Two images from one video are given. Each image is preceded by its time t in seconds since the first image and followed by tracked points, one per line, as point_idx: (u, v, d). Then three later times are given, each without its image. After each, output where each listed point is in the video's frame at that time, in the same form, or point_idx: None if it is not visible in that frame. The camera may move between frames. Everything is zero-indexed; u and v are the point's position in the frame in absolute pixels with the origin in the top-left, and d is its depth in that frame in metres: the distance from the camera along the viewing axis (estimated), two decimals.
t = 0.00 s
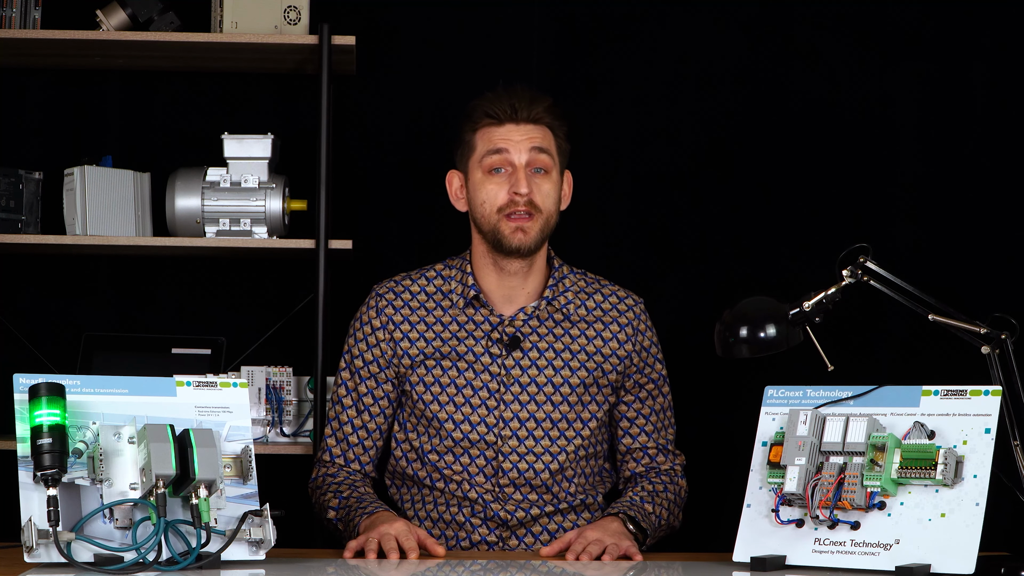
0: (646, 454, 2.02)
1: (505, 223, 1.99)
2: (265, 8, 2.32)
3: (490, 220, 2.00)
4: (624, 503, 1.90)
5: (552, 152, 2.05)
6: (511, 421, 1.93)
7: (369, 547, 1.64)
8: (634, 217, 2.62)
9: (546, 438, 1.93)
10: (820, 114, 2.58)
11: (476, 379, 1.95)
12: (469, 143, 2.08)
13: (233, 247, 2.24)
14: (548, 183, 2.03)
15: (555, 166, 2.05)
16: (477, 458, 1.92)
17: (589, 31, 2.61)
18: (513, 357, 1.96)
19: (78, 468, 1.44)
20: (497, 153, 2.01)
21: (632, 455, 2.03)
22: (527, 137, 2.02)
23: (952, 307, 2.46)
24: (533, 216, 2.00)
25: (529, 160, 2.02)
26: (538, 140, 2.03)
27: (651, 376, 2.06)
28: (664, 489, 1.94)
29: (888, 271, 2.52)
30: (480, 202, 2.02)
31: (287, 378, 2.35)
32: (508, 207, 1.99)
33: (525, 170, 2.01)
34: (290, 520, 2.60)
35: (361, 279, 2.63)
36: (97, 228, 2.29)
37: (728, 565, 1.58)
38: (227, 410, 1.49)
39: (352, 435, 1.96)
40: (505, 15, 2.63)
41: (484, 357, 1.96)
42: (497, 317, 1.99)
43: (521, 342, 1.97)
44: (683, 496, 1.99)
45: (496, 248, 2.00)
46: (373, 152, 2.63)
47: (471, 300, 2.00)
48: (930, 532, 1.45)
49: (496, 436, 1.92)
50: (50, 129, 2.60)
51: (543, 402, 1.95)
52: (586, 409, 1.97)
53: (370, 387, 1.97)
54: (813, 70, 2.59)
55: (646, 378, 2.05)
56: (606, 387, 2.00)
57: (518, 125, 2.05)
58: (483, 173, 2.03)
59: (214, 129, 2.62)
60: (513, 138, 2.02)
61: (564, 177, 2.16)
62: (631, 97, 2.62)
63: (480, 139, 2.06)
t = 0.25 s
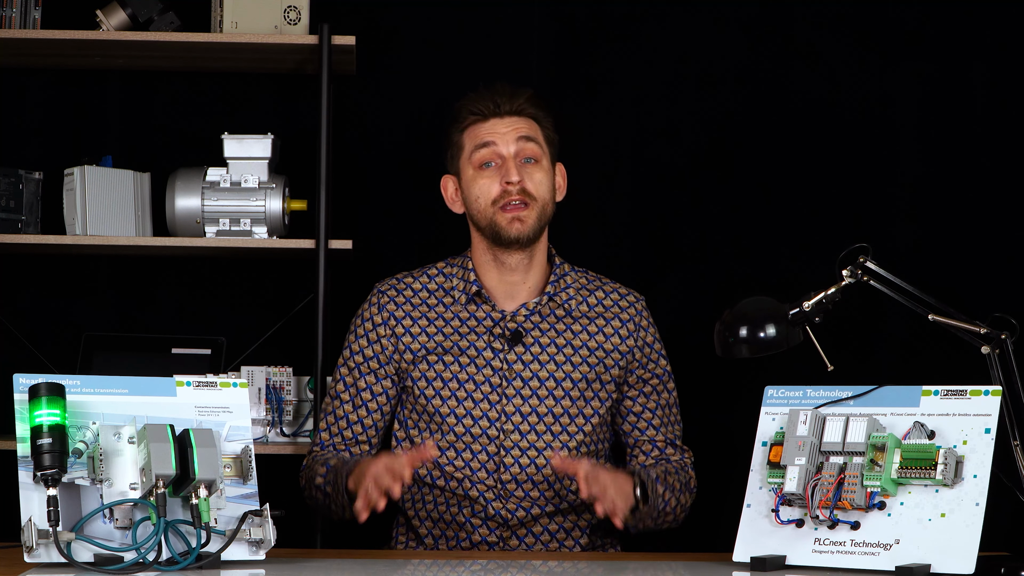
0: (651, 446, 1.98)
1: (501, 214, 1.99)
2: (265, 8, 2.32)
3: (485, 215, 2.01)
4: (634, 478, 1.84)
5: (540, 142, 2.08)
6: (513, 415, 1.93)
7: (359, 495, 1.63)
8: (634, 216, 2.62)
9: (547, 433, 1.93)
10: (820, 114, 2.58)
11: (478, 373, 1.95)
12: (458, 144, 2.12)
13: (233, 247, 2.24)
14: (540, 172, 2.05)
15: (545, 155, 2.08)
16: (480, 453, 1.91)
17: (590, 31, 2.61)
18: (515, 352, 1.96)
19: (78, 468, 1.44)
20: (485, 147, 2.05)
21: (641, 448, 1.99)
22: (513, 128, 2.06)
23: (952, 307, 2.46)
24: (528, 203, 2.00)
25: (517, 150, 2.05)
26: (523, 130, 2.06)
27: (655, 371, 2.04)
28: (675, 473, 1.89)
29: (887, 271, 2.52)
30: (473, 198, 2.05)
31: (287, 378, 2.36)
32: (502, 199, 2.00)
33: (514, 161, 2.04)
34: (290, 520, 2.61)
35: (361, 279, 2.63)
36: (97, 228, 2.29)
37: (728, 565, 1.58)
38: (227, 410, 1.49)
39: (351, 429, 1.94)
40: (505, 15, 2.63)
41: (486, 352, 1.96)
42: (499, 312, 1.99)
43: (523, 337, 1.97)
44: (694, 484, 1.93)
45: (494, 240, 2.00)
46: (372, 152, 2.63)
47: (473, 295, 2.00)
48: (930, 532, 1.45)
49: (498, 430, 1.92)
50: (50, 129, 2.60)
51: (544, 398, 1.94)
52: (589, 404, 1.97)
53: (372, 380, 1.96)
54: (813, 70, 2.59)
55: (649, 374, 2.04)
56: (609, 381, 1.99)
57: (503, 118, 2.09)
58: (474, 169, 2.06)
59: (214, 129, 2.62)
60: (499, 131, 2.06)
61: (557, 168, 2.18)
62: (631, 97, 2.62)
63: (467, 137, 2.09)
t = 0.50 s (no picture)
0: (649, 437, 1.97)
1: (494, 234, 1.98)
2: (265, 8, 2.32)
3: (479, 231, 1.99)
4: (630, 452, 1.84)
5: (538, 157, 2.02)
6: (512, 411, 1.94)
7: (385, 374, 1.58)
8: (634, 217, 2.62)
9: (547, 429, 1.93)
10: (820, 114, 2.58)
11: (477, 369, 1.95)
12: (456, 152, 2.05)
13: (233, 247, 2.24)
14: (536, 189, 2.00)
15: (542, 170, 2.02)
16: (479, 449, 1.91)
17: (590, 31, 2.61)
18: (514, 348, 1.97)
19: (78, 468, 1.44)
20: (481, 166, 1.99)
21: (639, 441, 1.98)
22: (510, 146, 1.99)
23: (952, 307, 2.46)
24: (522, 224, 1.98)
25: (513, 169, 1.99)
26: (521, 150, 1.99)
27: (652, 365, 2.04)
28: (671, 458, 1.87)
29: (887, 271, 2.52)
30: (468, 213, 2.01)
31: (287, 378, 2.36)
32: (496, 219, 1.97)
33: (511, 180, 1.99)
34: (290, 520, 2.61)
35: (361, 279, 2.63)
36: (97, 228, 2.29)
37: (728, 565, 1.58)
38: (227, 410, 1.49)
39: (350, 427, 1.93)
40: (505, 15, 2.63)
41: (485, 348, 1.96)
42: (497, 309, 2.00)
43: (521, 333, 1.98)
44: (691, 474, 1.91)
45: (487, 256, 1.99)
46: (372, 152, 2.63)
47: (471, 292, 2.01)
48: (930, 532, 1.45)
49: (498, 426, 1.93)
50: (50, 128, 2.60)
51: (543, 393, 1.95)
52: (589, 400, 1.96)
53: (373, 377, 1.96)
54: (813, 70, 2.59)
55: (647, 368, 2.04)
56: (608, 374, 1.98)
57: (502, 134, 2.01)
58: (469, 184, 2.01)
59: (214, 129, 2.62)
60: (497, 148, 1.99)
61: (555, 169, 2.13)
62: (632, 97, 2.62)
63: (464, 149, 2.03)
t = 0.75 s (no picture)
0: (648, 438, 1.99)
1: (490, 227, 1.98)
2: (264, 8, 2.32)
3: (475, 225, 2.00)
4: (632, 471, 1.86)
5: (536, 154, 2.02)
6: (511, 411, 1.93)
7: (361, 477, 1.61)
8: (634, 216, 2.62)
9: (547, 429, 1.93)
10: (820, 113, 2.58)
11: (476, 369, 1.95)
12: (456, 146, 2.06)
13: (233, 247, 2.24)
14: (534, 185, 2.01)
15: (541, 166, 2.03)
16: (478, 449, 1.90)
17: (590, 31, 2.61)
18: (513, 348, 1.97)
19: (78, 468, 1.44)
20: (479, 159, 2.00)
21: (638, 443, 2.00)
22: (508, 140, 2.00)
23: (952, 307, 2.46)
24: (518, 219, 1.98)
25: (512, 164, 2.00)
26: (519, 145, 2.00)
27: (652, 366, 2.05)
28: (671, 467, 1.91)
29: (887, 271, 2.52)
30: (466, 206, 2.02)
31: (287, 378, 2.35)
32: (492, 212, 1.98)
33: (508, 174, 2.00)
34: (290, 520, 2.61)
35: (362, 279, 2.63)
36: (97, 228, 2.29)
37: (728, 565, 1.58)
38: (227, 410, 1.49)
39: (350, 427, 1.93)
40: (505, 15, 2.63)
41: (484, 348, 1.96)
42: (497, 309, 2.00)
43: (521, 333, 1.97)
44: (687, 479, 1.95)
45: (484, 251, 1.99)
46: (372, 152, 2.63)
47: (470, 293, 2.00)
48: (930, 532, 1.45)
49: (498, 426, 1.92)
50: (50, 128, 2.60)
51: (542, 394, 1.94)
52: (590, 400, 1.96)
53: (374, 378, 1.95)
54: (812, 70, 2.59)
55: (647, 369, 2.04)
56: (608, 375, 1.98)
57: (501, 128, 2.01)
58: (467, 178, 2.02)
59: (214, 129, 2.62)
60: (495, 142, 2.00)
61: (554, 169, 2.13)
62: (631, 97, 2.62)
63: (463, 144, 2.04)
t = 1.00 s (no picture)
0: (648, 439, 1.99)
1: (489, 215, 2.00)
2: (264, 7, 2.32)
3: (474, 215, 2.02)
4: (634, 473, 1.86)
5: (534, 145, 2.07)
6: (511, 413, 1.93)
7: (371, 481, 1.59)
8: (634, 217, 2.62)
9: (546, 431, 1.93)
10: (820, 113, 2.58)
11: (476, 370, 1.95)
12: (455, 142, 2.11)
13: (233, 247, 2.24)
14: (531, 175, 2.05)
15: (538, 158, 2.07)
16: (477, 451, 1.90)
17: (590, 31, 2.61)
18: (513, 350, 1.96)
19: (78, 468, 1.44)
20: (477, 149, 2.04)
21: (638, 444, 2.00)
22: (506, 130, 2.05)
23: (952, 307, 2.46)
24: (516, 206, 2.01)
25: (509, 153, 2.04)
26: (517, 134, 2.05)
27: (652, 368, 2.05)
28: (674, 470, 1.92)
29: (887, 271, 2.52)
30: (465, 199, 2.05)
31: (287, 378, 2.35)
32: (491, 200, 2.01)
33: (506, 163, 2.04)
34: (290, 520, 2.61)
35: (361, 279, 2.63)
36: (97, 228, 2.29)
37: (728, 565, 1.58)
38: (227, 410, 1.49)
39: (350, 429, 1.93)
40: (505, 15, 2.63)
41: (484, 350, 1.96)
42: (496, 311, 2.00)
43: (520, 334, 1.97)
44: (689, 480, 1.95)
45: (483, 241, 2.01)
46: (372, 152, 2.63)
47: (470, 294, 2.00)
48: (930, 532, 1.45)
49: (497, 429, 1.92)
50: (51, 128, 2.60)
51: (542, 395, 1.94)
52: (590, 401, 1.96)
53: (374, 381, 1.95)
54: (812, 70, 2.59)
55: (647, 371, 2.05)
56: (608, 376, 1.98)
57: (498, 119, 2.08)
58: (466, 170, 2.06)
59: (214, 129, 2.62)
60: (493, 132, 2.05)
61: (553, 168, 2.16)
62: (631, 97, 2.62)
63: (463, 137, 2.09)
